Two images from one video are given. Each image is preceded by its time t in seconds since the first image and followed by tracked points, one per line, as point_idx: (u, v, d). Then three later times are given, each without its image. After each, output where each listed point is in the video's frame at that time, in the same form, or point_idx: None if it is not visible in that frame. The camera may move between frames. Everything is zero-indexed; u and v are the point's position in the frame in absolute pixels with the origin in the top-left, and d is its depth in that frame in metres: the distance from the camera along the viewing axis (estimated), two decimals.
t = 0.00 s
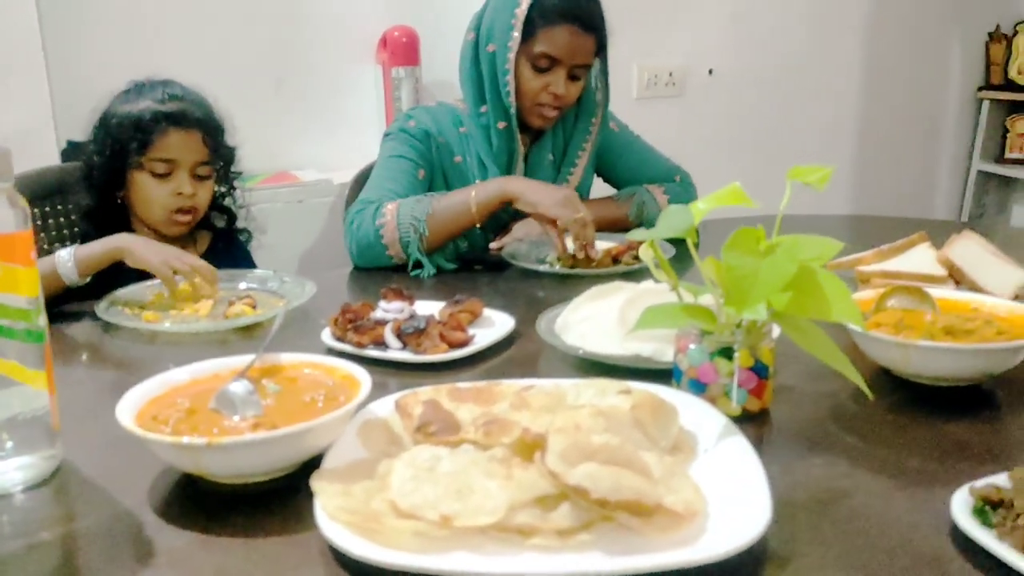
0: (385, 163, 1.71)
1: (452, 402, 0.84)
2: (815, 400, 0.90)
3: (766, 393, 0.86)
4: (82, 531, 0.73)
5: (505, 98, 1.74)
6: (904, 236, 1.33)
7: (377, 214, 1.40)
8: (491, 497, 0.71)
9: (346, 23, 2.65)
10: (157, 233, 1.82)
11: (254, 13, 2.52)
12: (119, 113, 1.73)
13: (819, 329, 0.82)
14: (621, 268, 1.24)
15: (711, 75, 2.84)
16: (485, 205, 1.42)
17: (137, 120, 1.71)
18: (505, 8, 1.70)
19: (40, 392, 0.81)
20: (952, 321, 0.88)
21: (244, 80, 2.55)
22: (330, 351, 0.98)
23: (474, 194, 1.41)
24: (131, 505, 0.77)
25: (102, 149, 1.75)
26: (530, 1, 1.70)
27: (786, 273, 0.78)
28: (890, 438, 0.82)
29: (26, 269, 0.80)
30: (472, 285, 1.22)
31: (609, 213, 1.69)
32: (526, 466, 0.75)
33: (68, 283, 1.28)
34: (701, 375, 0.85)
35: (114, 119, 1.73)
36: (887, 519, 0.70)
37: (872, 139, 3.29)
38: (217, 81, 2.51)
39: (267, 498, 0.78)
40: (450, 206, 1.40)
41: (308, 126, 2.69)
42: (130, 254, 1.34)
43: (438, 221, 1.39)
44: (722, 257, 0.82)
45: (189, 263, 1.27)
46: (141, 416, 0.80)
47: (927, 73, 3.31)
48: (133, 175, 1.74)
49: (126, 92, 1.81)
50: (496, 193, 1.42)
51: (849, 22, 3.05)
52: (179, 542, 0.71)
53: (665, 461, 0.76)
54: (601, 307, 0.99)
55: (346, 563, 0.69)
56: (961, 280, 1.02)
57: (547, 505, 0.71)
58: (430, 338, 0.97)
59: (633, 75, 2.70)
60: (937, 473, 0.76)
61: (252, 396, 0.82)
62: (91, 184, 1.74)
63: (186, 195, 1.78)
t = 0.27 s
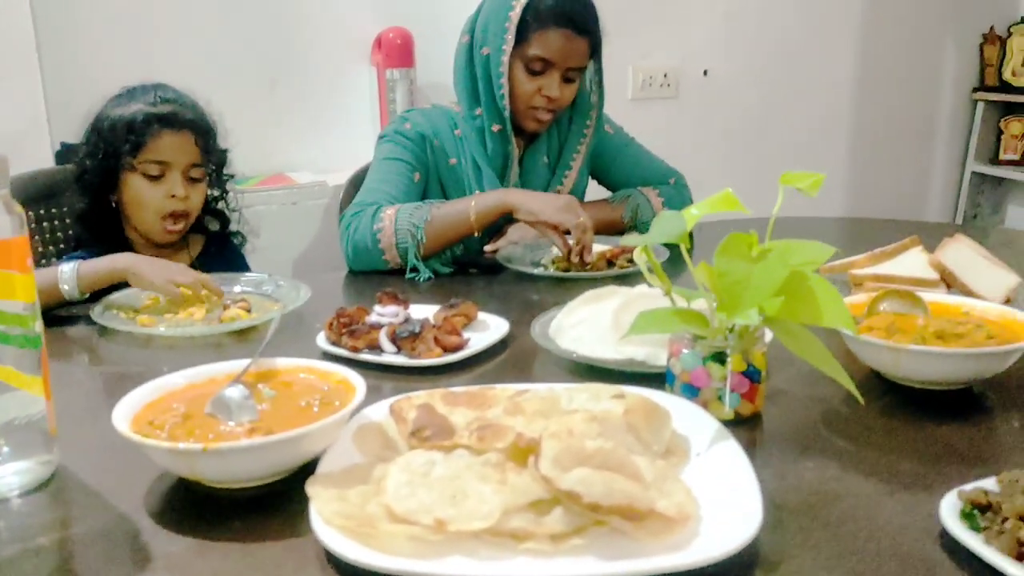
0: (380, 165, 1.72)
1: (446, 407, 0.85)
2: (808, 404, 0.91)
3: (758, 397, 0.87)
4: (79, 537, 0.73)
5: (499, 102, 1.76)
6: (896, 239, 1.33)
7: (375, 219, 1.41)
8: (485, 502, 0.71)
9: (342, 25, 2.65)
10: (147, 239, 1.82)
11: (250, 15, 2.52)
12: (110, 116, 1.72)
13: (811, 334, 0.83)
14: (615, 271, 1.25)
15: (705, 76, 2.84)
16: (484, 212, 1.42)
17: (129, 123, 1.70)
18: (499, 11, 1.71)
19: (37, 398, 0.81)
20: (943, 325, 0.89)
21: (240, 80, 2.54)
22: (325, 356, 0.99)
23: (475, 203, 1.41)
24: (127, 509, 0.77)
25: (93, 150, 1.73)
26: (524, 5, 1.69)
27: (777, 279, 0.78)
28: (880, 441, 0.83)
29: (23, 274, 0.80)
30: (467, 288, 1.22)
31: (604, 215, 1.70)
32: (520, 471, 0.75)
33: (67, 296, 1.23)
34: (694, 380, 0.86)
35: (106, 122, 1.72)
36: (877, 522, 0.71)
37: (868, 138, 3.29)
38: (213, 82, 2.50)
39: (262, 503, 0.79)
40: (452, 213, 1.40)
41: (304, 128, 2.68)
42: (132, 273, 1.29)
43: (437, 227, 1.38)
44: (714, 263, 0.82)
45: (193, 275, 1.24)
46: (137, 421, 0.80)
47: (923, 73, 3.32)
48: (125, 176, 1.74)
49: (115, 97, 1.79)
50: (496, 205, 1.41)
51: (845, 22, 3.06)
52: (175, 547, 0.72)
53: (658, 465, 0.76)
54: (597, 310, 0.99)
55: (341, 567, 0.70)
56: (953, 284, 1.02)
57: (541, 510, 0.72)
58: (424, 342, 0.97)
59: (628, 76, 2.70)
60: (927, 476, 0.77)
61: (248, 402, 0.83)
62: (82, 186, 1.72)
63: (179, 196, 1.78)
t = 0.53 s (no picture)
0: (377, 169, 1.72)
1: (443, 412, 0.86)
2: (801, 409, 0.91)
3: (752, 402, 0.88)
4: (79, 542, 0.74)
5: (496, 107, 1.76)
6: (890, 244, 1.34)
7: (373, 223, 1.41)
8: (482, 508, 0.72)
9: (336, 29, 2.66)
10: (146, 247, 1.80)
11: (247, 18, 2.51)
12: (105, 128, 1.72)
13: (804, 339, 0.84)
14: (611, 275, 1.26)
15: (701, 79, 2.84)
16: (481, 220, 1.42)
17: (124, 133, 1.70)
18: (495, 16, 1.71)
19: (36, 404, 0.82)
20: (935, 331, 0.90)
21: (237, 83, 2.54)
22: (323, 360, 0.99)
23: (473, 209, 1.41)
24: (126, 514, 0.78)
25: (88, 162, 1.71)
26: (520, 10, 1.70)
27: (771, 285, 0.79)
28: (873, 446, 0.84)
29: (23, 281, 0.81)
30: (464, 293, 1.23)
31: (599, 219, 1.71)
32: (517, 477, 0.76)
33: (66, 301, 1.23)
34: (689, 386, 0.87)
35: (101, 133, 1.71)
36: (869, 527, 0.72)
37: (864, 138, 3.30)
38: (210, 85, 2.50)
39: (261, 509, 0.79)
40: (450, 219, 1.40)
41: (302, 132, 2.69)
42: (130, 278, 1.29)
43: (435, 232, 1.39)
44: (709, 269, 0.83)
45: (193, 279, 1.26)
46: (137, 427, 0.81)
47: (919, 75, 3.33)
48: (121, 187, 1.73)
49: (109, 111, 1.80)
50: (494, 211, 1.42)
51: (841, 23, 3.06)
52: (175, 553, 0.72)
53: (653, 470, 0.77)
54: (593, 315, 0.99)
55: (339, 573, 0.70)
56: (945, 288, 1.03)
57: (537, 515, 0.72)
58: (422, 347, 0.98)
59: (624, 80, 2.70)
60: (919, 481, 0.78)
61: (247, 407, 0.83)
62: (79, 197, 1.71)
63: (176, 206, 1.77)
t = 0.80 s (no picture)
0: (375, 177, 1.72)
1: (441, 422, 0.86)
2: (794, 418, 0.93)
3: (745, 412, 0.89)
4: (80, 554, 0.75)
5: (493, 115, 1.77)
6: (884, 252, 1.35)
7: (368, 230, 1.42)
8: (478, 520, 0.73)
9: (329, 37, 2.59)
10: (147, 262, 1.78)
11: (246, 25, 2.48)
12: (103, 146, 1.68)
13: (797, 351, 0.85)
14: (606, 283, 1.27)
15: (696, 86, 2.85)
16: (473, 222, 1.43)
17: (122, 151, 1.67)
18: (492, 24, 1.72)
19: (37, 415, 0.83)
20: (926, 340, 0.91)
21: (235, 90, 2.50)
22: (321, 369, 1.00)
23: (466, 211, 1.42)
24: (126, 525, 0.79)
25: (87, 180, 1.69)
26: (518, 18, 1.70)
27: (764, 299, 0.80)
28: (864, 455, 0.85)
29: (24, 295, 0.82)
30: (461, 301, 1.23)
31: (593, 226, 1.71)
32: (513, 488, 0.77)
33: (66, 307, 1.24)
34: (683, 396, 0.88)
35: (99, 151, 1.68)
36: (860, 536, 0.73)
37: (859, 141, 3.30)
38: (207, 90, 2.46)
39: (260, 520, 0.80)
40: (442, 223, 1.41)
41: (298, 139, 2.65)
42: (130, 286, 1.30)
43: (431, 238, 1.40)
44: (702, 281, 0.84)
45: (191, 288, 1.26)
46: (137, 439, 0.81)
47: (915, 78, 3.33)
48: (121, 205, 1.70)
49: (105, 128, 1.76)
50: (485, 213, 1.43)
51: (839, 25, 3.07)
52: (175, 564, 0.73)
53: (647, 481, 0.78)
54: (587, 324, 1.00)
55: None
56: (936, 298, 1.05)
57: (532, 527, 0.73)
58: (419, 356, 0.99)
59: (620, 86, 2.72)
60: (909, 490, 0.79)
61: (246, 419, 0.84)
62: (78, 216, 1.71)
63: (176, 221, 1.75)
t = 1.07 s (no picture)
0: (371, 187, 1.71)
1: (435, 442, 0.87)
2: (787, 436, 0.93)
3: (739, 431, 0.89)
4: None
5: (490, 126, 1.77)
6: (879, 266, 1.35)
7: (367, 242, 1.42)
8: (472, 544, 0.73)
9: (326, 44, 2.56)
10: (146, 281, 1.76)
11: (242, 32, 2.43)
12: (103, 162, 1.66)
13: (791, 372, 0.85)
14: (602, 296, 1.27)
15: (694, 92, 2.83)
16: (473, 239, 1.44)
17: (121, 168, 1.65)
18: (489, 35, 1.72)
19: (33, 436, 0.82)
20: (920, 358, 0.91)
21: (232, 98, 2.46)
22: (317, 385, 1.01)
23: (465, 228, 1.42)
24: (124, 548, 0.79)
25: (87, 197, 1.68)
26: (514, 30, 1.71)
27: (758, 320, 0.79)
28: (857, 475, 0.85)
29: (21, 316, 0.80)
30: (457, 314, 1.23)
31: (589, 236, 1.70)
32: (507, 511, 0.77)
33: (64, 320, 1.25)
34: (677, 416, 0.88)
35: (99, 167, 1.66)
36: (852, 559, 0.73)
37: (858, 145, 3.28)
38: (203, 98, 2.42)
39: (255, 542, 0.80)
40: (442, 238, 1.41)
41: (292, 149, 2.60)
42: (126, 299, 1.30)
43: (430, 251, 1.40)
44: (696, 302, 0.84)
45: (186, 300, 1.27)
46: (132, 461, 0.81)
47: (914, 80, 3.32)
48: (120, 221, 1.68)
49: (107, 144, 1.74)
50: (486, 230, 1.43)
51: (840, 25, 3.05)
52: None
53: (640, 503, 0.79)
54: (581, 341, 1.01)
55: None
56: (931, 313, 1.06)
57: (526, 552, 0.73)
58: (414, 373, 0.99)
59: (616, 91, 2.67)
60: (902, 512, 0.79)
61: (241, 440, 0.85)
62: (78, 232, 1.70)
63: (175, 238, 1.72)
